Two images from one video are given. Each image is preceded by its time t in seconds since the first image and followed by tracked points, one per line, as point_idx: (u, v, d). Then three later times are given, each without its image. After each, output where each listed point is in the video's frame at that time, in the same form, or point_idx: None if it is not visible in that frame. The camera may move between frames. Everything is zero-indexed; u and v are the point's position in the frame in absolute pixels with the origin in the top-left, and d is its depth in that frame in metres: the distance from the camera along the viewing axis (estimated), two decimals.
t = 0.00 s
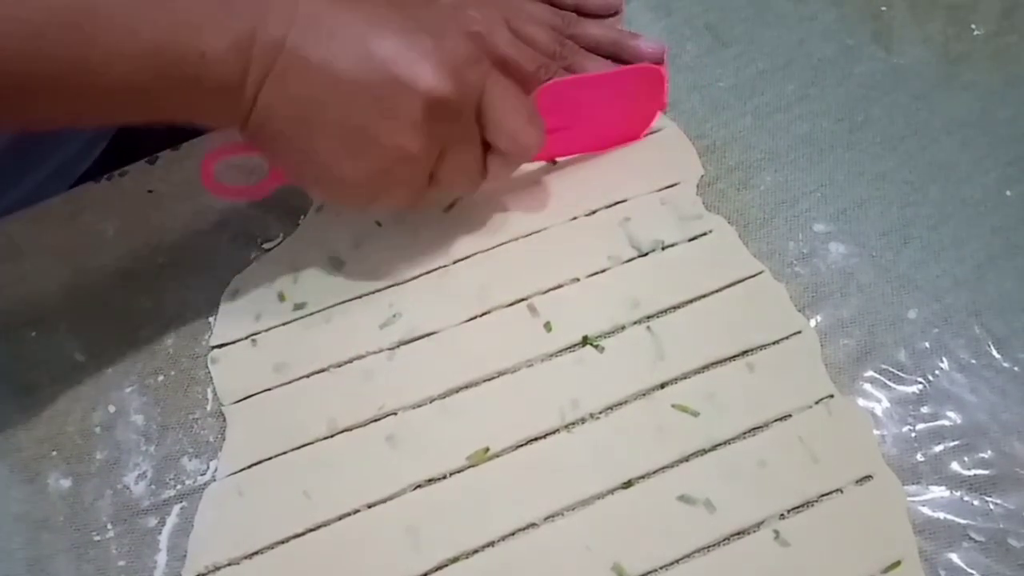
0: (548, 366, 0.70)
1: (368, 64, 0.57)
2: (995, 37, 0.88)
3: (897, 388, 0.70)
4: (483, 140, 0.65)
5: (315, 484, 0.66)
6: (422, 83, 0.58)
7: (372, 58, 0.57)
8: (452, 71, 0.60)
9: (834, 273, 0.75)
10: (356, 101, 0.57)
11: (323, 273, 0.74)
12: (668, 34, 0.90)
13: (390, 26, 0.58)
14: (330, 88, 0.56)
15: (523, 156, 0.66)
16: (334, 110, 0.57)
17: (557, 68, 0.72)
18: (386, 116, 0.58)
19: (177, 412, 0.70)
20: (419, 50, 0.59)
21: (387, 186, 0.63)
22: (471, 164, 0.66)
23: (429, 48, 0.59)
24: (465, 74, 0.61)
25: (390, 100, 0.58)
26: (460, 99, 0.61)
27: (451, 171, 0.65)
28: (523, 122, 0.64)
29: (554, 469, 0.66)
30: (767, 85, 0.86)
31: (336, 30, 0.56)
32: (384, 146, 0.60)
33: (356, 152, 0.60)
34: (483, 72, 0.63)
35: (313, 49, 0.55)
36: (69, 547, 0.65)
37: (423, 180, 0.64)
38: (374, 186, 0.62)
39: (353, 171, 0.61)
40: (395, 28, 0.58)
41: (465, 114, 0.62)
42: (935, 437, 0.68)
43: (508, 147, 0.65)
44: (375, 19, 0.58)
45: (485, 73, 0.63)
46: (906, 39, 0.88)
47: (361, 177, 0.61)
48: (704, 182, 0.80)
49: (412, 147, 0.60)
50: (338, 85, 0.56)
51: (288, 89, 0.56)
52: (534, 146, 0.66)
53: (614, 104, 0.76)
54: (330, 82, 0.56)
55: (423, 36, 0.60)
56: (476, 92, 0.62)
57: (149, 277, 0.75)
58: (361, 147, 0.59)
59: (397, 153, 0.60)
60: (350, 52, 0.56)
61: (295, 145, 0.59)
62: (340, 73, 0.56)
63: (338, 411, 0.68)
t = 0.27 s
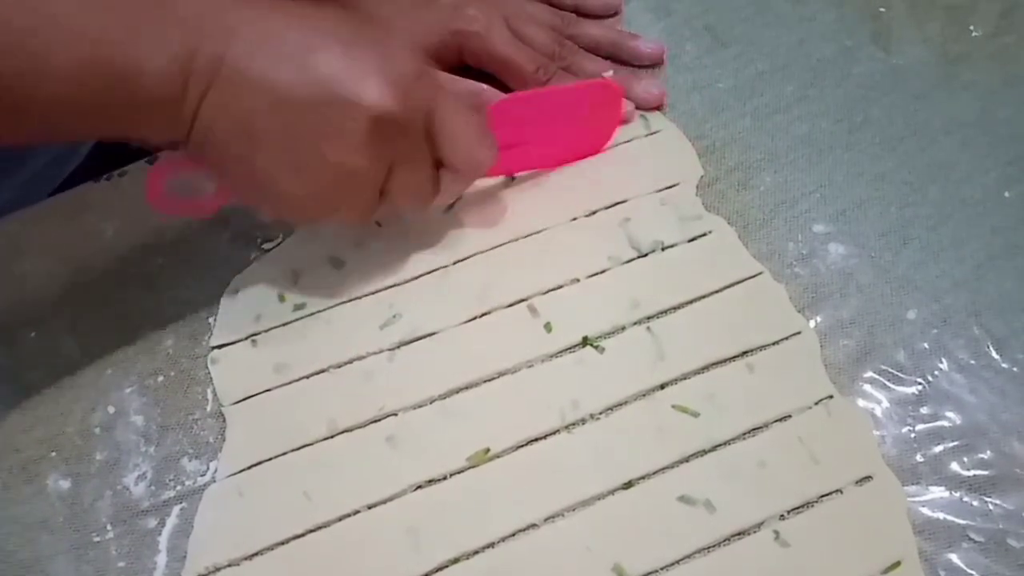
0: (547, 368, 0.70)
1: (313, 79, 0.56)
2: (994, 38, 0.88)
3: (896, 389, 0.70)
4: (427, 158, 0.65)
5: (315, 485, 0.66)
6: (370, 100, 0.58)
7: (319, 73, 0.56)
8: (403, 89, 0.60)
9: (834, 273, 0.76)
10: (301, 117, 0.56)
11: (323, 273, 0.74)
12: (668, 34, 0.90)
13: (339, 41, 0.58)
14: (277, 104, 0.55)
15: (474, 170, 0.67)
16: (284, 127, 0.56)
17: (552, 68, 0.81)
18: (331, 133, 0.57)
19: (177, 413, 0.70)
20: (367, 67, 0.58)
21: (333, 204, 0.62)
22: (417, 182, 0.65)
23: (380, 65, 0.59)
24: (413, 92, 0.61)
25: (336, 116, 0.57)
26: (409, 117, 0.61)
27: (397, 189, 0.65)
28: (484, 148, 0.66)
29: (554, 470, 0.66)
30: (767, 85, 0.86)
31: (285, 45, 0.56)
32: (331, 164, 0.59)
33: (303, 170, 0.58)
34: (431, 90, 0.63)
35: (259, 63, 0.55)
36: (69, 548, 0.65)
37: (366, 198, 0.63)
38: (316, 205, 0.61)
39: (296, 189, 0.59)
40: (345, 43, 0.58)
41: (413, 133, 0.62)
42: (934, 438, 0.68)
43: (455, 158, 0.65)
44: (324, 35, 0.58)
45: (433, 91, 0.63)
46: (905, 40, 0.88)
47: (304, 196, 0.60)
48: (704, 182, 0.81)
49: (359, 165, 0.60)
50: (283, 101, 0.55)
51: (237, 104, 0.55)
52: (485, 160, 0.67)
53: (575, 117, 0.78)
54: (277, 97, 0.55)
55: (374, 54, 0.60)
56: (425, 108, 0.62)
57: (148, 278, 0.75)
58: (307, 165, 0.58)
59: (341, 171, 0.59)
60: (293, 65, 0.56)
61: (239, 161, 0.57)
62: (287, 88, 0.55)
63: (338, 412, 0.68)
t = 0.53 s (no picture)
0: (547, 369, 0.70)
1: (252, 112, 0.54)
2: (994, 39, 0.88)
3: (896, 390, 0.70)
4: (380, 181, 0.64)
5: (315, 486, 0.66)
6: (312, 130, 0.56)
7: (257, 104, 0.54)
8: (350, 113, 0.58)
9: (833, 274, 0.76)
10: (239, 151, 0.55)
11: (323, 274, 0.74)
12: (668, 34, 0.90)
13: (280, 66, 0.56)
14: (211, 138, 0.54)
15: (430, 190, 0.69)
16: (220, 161, 0.55)
17: (552, 68, 0.81)
18: (275, 163, 0.56)
19: (177, 414, 0.70)
20: (310, 94, 0.56)
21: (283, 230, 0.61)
22: (370, 204, 0.64)
23: (326, 91, 0.57)
24: (360, 117, 0.59)
25: (277, 148, 0.56)
26: (358, 143, 0.59)
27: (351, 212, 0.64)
28: (429, 167, 0.66)
29: (554, 471, 0.66)
30: (767, 86, 0.86)
31: (223, 74, 0.54)
32: (276, 195, 0.58)
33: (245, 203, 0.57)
34: (380, 112, 0.61)
35: (193, 95, 0.53)
36: (69, 549, 0.65)
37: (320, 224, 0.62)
38: (266, 232, 0.60)
39: (243, 219, 0.59)
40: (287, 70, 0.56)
41: (363, 158, 0.60)
42: (934, 438, 0.69)
43: (406, 182, 0.66)
44: (264, 60, 0.55)
45: (380, 114, 0.61)
46: (905, 41, 0.89)
47: (252, 225, 0.59)
48: (704, 183, 0.81)
49: (307, 195, 0.59)
50: (221, 135, 0.54)
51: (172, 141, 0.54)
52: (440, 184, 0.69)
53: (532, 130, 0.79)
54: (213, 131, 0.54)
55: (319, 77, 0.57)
56: (375, 132, 0.61)
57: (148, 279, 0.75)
58: (251, 198, 0.57)
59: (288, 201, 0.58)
60: (230, 97, 0.54)
61: (182, 194, 0.57)
62: (227, 123, 0.54)
63: (338, 412, 0.68)
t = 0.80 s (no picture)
0: (547, 370, 0.70)
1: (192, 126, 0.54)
2: (993, 39, 0.88)
3: (896, 390, 0.70)
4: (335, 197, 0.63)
5: (315, 487, 0.66)
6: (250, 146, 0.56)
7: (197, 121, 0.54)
8: (295, 130, 0.58)
9: (833, 275, 0.76)
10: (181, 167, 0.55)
11: (324, 274, 0.74)
12: (667, 35, 0.90)
13: (228, 83, 0.56)
14: (153, 156, 0.54)
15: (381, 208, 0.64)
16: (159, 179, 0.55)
17: (551, 68, 0.81)
18: (218, 180, 0.56)
19: (177, 415, 0.70)
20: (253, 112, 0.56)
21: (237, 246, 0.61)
22: (326, 221, 0.64)
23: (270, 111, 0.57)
24: (306, 134, 0.59)
25: (217, 163, 0.56)
26: (302, 160, 0.59)
27: (305, 227, 0.64)
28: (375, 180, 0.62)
29: (554, 473, 0.66)
30: (767, 87, 0.86)
31: (164, 94, 0.54)
32: (221, 211, 0.58)
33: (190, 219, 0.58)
34: (330, 129, 0.60)
35: (136, 111, 0.53)
36: (68, 551, 0.65)
37: (274, 238, 0.62)
38: (218, 250, 0.61)
39: (194, 238, 0.59)
40: (231, 86, 0.56)
41: (310, 175, 0.60)
42: (934, 439, 0.69)
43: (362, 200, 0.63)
44: (212, 77, 0.55)
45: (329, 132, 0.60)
46: (904, 42, 0.89)
47: (202, 243, 0.59)
48: (704, 184, 0.81)
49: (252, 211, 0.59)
50: (161, 150, 0.54)
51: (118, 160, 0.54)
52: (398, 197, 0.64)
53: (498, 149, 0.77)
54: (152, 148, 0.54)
55: (266, 95, 0.57)
56: (325, 149, 0.60)
57: (147, 279, 0.75)
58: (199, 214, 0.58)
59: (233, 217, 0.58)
60: (170, 112, 0.54)
61: (127, 209, 0.57)
62: (168, 139, 0.54)
63: (338, 413, 0.68)
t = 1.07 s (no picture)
0: (547, 371, 0.70)
1: (139, 148, 0.55)
2: (992, 40, 0.88)
3: (896, 391, 0.71)
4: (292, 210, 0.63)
5: (315, 488, 0.66)
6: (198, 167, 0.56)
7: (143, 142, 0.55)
8: (246, 148, 0.58)
9: (833, 275, 0.76)
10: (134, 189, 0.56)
11: (324, 275, 0.74)
12: (667, 36, 0.90)
13: (176, 104, 0.56)
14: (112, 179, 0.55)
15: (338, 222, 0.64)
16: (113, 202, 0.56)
17: (551, 70, 0.81)
18: (167, 198, 0.57)
19: (177, 416, 0.70)
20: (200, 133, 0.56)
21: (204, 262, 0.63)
22: (287, 233, 0.64)
23: (218, 130, 0.57)
24: (258, 151, 0.59)
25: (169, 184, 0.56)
26: (255, 176, 0.59)
27: (263, 241, 0.64)
28: (334, 194, 0.62)
29: (554, 474, 0.66)
30: (767, 87, 0.87)
31: (117, 115, 0.54)
32: (179, 231, 0.59)
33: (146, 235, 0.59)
34: (286, 144, 0.61)
35: (84, 133, 0.54)
36: (69, 552, 0.65)
37: (232, 252, 0.63)
38: (172, 262, 0.61)
39: (150, 253, 0.60)
40: (176, 106, 0.57)
41: (263, 190, 0.60)
42: (934, 440, 0.69)
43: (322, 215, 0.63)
44: (160, 98, 0.56)
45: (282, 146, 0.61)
46: (904, 43, 0.89)
47: (157, 259, 0.61)
48: (704, 185, 0.81)
49: (207, 228, 0.60)
50: (117, 170, 0.55)
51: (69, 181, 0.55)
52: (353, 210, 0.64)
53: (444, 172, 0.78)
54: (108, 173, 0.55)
55: (213, 114, 0.58)
56: (280, 165, 0.60)
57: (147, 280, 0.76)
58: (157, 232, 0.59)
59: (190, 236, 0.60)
60: (115, 133, 0.54)
61: (79, 227, 0.58)
62: (119, 160, 0.55)
63: (338, 414, 0.68)
